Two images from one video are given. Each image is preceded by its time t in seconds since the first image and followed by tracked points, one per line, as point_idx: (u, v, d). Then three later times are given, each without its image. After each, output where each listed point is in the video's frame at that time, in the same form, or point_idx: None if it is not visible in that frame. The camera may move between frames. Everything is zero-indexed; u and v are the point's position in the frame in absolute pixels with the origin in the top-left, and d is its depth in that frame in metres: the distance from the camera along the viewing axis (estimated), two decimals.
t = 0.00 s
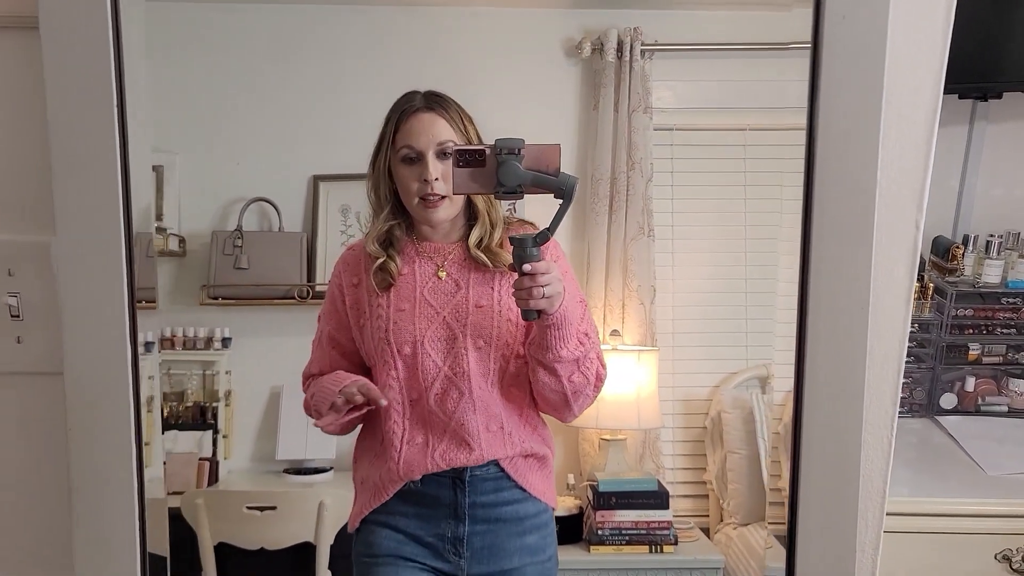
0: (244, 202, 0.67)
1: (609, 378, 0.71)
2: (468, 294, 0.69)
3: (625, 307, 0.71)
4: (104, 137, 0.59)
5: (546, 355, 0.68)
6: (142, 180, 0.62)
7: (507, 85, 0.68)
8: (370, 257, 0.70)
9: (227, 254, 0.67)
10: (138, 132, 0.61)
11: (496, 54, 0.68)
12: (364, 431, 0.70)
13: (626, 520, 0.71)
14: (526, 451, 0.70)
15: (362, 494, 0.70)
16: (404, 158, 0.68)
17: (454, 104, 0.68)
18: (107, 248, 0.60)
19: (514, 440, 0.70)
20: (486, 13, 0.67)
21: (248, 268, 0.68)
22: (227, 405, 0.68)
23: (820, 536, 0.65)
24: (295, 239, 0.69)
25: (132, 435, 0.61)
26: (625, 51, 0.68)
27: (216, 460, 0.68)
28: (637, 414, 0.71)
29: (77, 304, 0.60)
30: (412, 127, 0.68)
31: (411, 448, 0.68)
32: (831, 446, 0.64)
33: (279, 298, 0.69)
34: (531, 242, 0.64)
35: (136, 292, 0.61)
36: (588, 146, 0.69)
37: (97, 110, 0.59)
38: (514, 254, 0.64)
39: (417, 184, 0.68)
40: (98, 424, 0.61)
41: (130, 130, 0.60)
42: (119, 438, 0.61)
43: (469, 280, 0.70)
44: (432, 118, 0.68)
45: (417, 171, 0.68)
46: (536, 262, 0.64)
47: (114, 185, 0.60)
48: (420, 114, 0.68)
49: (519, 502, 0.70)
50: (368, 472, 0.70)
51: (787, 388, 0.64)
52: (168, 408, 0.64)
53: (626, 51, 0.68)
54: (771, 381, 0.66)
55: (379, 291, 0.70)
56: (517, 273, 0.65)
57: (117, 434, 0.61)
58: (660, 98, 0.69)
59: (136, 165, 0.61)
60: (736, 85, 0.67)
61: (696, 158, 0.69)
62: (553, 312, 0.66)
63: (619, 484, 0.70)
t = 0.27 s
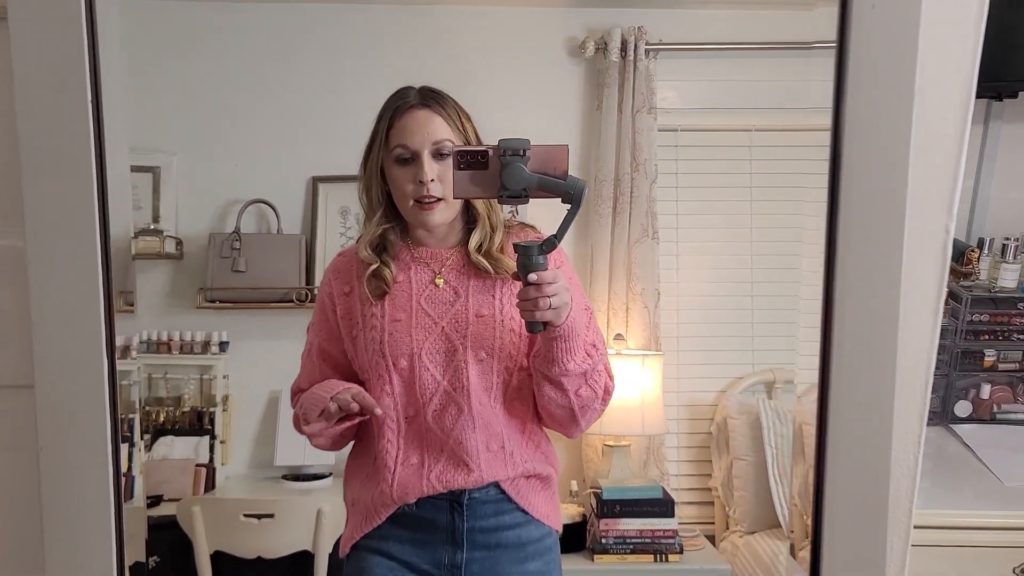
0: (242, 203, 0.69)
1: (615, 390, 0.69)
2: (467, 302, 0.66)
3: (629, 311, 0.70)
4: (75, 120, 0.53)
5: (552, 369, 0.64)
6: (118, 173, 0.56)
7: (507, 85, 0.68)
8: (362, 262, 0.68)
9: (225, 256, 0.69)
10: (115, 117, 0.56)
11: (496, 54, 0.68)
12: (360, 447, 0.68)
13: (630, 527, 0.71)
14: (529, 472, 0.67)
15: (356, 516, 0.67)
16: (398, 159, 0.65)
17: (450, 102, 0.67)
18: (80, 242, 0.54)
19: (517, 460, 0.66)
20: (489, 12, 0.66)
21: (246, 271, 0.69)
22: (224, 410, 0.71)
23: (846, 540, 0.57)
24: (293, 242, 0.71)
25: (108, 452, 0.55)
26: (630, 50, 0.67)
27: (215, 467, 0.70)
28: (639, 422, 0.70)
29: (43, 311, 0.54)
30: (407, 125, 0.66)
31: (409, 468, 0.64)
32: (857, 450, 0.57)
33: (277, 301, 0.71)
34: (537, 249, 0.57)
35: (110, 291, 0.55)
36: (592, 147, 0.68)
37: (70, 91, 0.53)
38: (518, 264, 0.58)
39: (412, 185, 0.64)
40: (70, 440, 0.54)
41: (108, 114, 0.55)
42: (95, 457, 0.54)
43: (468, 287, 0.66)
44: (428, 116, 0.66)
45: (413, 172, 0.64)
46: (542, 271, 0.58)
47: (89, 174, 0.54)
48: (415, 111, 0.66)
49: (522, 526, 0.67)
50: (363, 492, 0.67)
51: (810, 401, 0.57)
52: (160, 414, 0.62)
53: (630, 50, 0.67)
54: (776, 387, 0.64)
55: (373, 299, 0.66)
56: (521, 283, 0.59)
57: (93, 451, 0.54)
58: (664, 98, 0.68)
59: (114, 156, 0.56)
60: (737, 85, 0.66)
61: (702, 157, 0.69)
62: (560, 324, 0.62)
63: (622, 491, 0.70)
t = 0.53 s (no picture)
0: (244, 210, 0.71)
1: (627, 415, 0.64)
2: (467, 316, 0.62)
3: (639, 321, 0.69)
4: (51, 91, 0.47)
5: (561, 391, 0.59)
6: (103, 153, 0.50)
7: (509, 83, 0.68)
8: (350, 273, 0.66)
9: (225, 264, 0.69)
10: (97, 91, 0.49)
11: (500, 57, 0.66)
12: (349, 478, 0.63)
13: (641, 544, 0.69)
14: (535, 505, 0.61)
15: (343, 557, 0.61)
16: (390, 161, 0.62)
17: (444, 101, 0.64)
18: (61, 227, 0.48)
19: (522, 490, 0.61)
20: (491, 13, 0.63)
21: (247, 279, 0.69)
22: (224, 423, 0.69)
23: (904, 538, 0.48)
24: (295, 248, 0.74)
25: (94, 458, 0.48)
26: (639, 54, 0.64)
27: (213, 480, 0.70)
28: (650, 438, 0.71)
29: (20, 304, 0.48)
30: (398, 125, 0.63)
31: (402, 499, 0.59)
32: (914, 451, 0.48)
33: (279, 307, 0.74)
34: (547, 259, 0.50)
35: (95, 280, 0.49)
36: (600, 152, 0.67)
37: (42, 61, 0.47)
38: (525, 277, 0.51)
39: (403, 191, 0.61)
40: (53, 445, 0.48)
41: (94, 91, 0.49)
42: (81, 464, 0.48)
43: (466, 300, 0.63)
44: (421, 115, 0.63)
45: (404, 176, 0.61)
46: (552, 284, 0.51)
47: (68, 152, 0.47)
48: (406, 109, 0.64)
49: (526, 565, 0.61)
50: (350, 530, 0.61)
51: (863, 423, 0.48)
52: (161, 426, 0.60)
53: (640, 54, 0.64)
54: (788, 399, 0.67)
55: (363, 313, 0.63)
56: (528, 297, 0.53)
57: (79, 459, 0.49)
58: (673, 103, 0.67)
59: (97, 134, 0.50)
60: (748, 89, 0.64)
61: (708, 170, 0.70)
62: (571, 342, 0.57)
63: (631, 506, 0.70)
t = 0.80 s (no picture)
0: (247, 220, 0.73)
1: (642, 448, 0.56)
2: (462, 336, 0.54)
3: (650, 330, 0.72)
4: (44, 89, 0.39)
5: (570, 424, 0.52)
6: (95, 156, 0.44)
7: (510, 87, 0.67)
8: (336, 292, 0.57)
9: (228, 274, 0.72)
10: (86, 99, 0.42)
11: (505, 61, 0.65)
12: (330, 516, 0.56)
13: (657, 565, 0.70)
14: (538, 553, 0.53)
15: None
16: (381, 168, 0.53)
17: (443, 99, 0.55)
18: (51, 233, 0.40)
19: (524, 535, 0.53)
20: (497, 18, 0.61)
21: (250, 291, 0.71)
22: (229, 436, 0.71)
23: (991, 538, 0.41)
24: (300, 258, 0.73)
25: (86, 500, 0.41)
26: (651, 60, 0.63)
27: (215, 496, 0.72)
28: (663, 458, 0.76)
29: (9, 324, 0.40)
30: (390, 129, 0.53)
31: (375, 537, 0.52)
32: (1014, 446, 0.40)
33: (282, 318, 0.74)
34: (555, 272, 0.44)
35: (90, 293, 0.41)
36: (611, 156, 0.69)
37: (39, 46, 0.39)
38: (531, 292, 0.45)
39: (397, 202, 0.52)
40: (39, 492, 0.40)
41: (85, 80, 0.42)
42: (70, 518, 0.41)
43: (461, 318, 0.55)
44: (417, 116, 0.53)
45: (398, 186, 0.52)
46: (562, 299, 0.45)
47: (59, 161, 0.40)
48: (400, 112, 0.54)
49: None
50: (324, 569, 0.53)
51: (952, 391, 0.42)
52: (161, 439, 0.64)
53: (651, 60, 0.63)
54: (804, 413, 0.78)
55: (346, 333, 0.55)
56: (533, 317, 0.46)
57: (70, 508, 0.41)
58: (687, 108, 0.71)
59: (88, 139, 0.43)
60: (758, 94, 0.66)
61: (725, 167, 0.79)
62: (580, 368, 0.50)
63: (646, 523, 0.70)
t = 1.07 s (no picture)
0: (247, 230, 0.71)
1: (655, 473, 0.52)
2: (456, 355, 0.50)
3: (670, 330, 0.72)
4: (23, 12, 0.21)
5: (577, 452, 0.47)
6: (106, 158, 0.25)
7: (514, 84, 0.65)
8: (321, 305, 0.53)
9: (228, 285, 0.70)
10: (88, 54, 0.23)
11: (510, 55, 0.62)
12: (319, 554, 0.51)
13: (671, 570, 1.01)
14: None
15: None
16: (375, 174, 0.49)
17: (444, 106, 0.53)
18: (43, 160, 0.21)
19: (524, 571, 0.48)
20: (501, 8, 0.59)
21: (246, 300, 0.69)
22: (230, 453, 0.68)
23: None
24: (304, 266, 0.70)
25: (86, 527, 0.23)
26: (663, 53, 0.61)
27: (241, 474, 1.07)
28: (677, 456, 1.08)
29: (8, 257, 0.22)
30: (386, 130, 0.50)
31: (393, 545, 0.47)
32: None
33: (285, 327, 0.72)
34: (564, 284, 0.38)
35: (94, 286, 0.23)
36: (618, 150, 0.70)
37: None
38: (537, 306, 0.40)
39: (391, 210, 0.48)
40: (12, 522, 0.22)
41: (89, 42, 0.23)
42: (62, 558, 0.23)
43: (456, 335, 0.51)
44: (415, 117, 0.50)
45: (394, 192, 0.48)
46: (572, 313, 0.40)
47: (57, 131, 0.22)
48: (398, 113, 0.50)
49: None
50: None
51: None
52: (161, 444, 0.96)
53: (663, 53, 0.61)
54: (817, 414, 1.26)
55: (331, 353, 0.51)
56: (539, 333, 0.41)
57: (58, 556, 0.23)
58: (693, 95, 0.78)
59: (98, 114, 0.24)
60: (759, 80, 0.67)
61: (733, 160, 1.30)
62: (588, 392, 0.46)
63: (657, 536, 1.03)
